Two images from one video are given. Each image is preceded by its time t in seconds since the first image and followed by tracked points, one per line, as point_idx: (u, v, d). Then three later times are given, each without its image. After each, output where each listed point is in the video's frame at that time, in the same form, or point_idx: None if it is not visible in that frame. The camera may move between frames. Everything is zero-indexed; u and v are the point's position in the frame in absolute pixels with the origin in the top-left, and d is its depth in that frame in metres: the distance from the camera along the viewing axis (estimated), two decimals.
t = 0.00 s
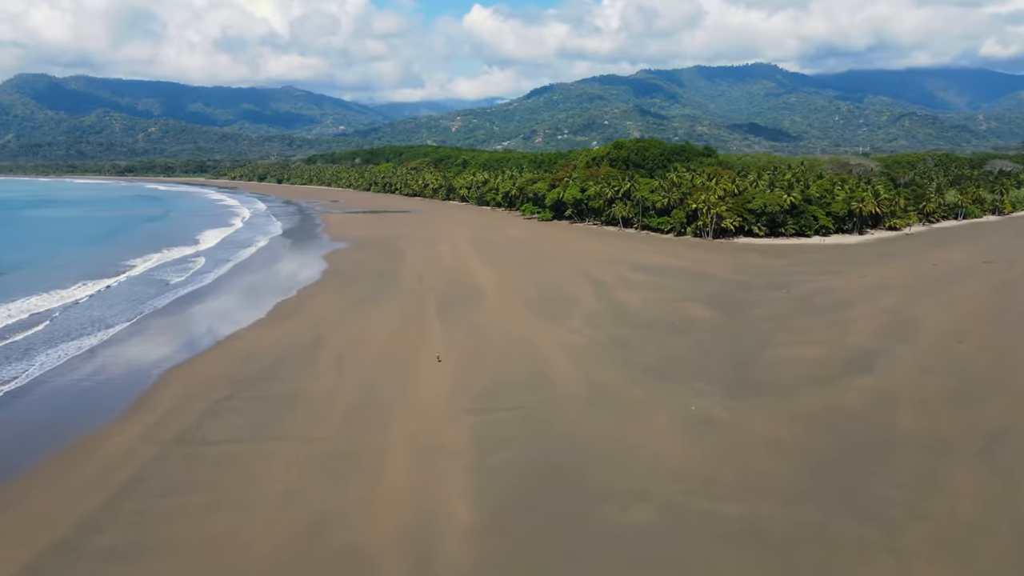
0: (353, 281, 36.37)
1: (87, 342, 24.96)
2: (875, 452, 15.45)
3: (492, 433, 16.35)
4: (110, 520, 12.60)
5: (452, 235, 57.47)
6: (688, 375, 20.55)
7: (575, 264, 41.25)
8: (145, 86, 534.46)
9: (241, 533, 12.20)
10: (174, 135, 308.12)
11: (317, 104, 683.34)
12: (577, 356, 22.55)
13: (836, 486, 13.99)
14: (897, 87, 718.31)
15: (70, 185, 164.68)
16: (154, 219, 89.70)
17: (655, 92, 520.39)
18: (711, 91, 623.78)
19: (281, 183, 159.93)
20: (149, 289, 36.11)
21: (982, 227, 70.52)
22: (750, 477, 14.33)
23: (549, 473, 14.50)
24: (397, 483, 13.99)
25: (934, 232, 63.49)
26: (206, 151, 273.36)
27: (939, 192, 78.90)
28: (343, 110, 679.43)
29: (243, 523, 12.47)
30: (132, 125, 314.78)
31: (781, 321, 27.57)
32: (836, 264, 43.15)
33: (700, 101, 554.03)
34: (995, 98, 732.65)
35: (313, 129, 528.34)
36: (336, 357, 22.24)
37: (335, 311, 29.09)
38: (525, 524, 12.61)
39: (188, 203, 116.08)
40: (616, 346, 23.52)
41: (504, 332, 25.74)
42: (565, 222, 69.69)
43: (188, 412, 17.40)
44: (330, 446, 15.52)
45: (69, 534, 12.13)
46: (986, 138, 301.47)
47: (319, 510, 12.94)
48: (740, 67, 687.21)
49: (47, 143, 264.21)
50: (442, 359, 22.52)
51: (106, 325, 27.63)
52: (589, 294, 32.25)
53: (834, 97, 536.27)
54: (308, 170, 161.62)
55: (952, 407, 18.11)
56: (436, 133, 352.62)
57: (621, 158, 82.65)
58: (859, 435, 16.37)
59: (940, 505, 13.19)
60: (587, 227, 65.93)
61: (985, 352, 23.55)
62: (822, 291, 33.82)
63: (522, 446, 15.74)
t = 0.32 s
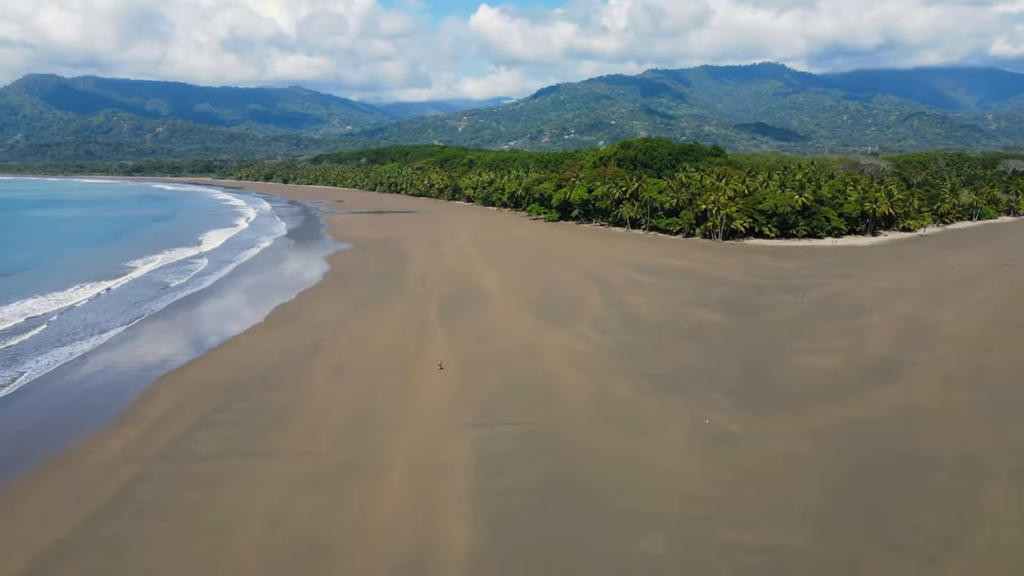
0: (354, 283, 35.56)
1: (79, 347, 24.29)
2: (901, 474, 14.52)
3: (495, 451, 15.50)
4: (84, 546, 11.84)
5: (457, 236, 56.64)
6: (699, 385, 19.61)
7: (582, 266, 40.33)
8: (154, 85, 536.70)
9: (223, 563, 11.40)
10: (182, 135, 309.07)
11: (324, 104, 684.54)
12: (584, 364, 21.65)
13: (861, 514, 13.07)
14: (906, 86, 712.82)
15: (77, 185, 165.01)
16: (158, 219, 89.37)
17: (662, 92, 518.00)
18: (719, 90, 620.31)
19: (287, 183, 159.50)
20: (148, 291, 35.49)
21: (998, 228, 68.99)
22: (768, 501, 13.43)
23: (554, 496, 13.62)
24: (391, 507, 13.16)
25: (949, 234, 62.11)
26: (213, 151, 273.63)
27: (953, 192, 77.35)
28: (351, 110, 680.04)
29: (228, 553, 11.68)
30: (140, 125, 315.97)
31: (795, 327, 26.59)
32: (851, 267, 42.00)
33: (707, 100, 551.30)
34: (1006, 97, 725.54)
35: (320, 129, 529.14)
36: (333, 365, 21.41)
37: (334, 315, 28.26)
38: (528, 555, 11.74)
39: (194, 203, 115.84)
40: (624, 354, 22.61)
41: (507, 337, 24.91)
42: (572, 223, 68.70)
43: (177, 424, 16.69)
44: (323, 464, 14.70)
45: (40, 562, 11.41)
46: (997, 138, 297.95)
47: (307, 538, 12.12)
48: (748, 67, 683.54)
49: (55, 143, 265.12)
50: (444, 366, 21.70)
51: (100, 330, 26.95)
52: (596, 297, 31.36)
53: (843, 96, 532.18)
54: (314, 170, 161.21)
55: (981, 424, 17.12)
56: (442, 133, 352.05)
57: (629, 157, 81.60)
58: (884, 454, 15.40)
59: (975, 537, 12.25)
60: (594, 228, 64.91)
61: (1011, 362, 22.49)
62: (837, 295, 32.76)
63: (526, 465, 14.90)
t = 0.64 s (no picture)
0: (355, 287, 34.76)
1: (69, 355, 23.58)
2: (933, 498, 13.50)
3: (497, 469, 14.62)
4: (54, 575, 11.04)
5: (461, 237, 55.79)
6: (712, 397, 18.66)
7: (589, 269, 39.39)
8: (162, 86, 539.41)
9: None
10: (189, 135, 310.11)
11: (331, 104, 685.78)
12: (591, 373, 20.75)
13: (890, 542, 12.12)
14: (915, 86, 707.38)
15: (83, 185, 165.46)
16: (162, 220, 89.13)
17: (669, 91, 515.77)
18: (726, 89, 617.08)
19: (293, 183, 159.25)
20: (145, 294, 34.81)
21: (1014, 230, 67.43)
22: (788, 527, 12.49)
23: (558, 520, 12.71)
24: (383, 529, 12.29)
25: (965, 235, 60.68)
26: (220, 151, 274.04)
27: (968, 192, 75.83)
28: (357, 110, 680.91)
29: None
30: (148, 125, 317.54)
31: (811, 334, 25.56)
32: (865, 270, 40.84)
33: (714, 100, 548.66)
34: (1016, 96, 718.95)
35: (326, 129, 529.98)
36: (329, 373, 20.53)
37: (334, 320, 27.47)
38: None
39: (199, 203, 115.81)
40: (633, 363, 21.68)
41: (511, 344, 24.02)
42: (579, 224, 67.76)
43: (162, 439, 15.93)
44: (313, 483, 13.85)
45: None
46: (1009, 138, 294.59)
47: (293, 566, 11.26)
48: (755, 66, 680.28)
49: (63, 143, 266.35)
50: (445, 375, 20.86)
51: (92, 335, 26.25)
52: (603, 302, 30.43)
53: (851, 96, 528.53)
54: (320, 170, 160.90)
55: (1013, 440, 16.07)
56: (449, 133, 351.56)
57: (636, 157, 80.59)
58: (911, 474, 14.43)
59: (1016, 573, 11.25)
60: (601, 229, 63.90)
61: None
62: (852, 300, 31.67)
63: (529, 484, 14.03)
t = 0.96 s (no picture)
0: (356, 290, 33.90)
1: (57, 361, 22.79)
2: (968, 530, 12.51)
3: (496, 493, 13.68)
4: None
5: (465, 238, 54.92)
6: (725, 410, 17.69)
7: (595, 272, 38.40)
8: (169, 87, 541.53)
9: None
10: (195, 134, 310.82)
11: (337, 104, 686.78)
12: (598, 385, 19.79)
13: None
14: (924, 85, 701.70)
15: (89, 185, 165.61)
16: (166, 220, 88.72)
17: (676, 91, 513.28)
18: (733, 89, 613.67)
19: (297, 184, 158.79)
20: (141, 296, 34.05)
21: None
22: (811, 562, 11.55)
23: (563, 553, 11.79)
24: (374, 561, 11.41)
25: (980, 237, 59.26)
26: (225, 151, 274.37)
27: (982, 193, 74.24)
28: (364, 111, 681.45)
29: None
30: (154, 125, 318.60)
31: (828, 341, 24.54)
32: (881, 273, 39.65)
33: (721, 99, 545.81)
34: None
35: (332, 129, 530.47)
36: (324, 383, 19.64)
37: (332, 325, 26.62)
38: None
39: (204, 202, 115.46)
40: (641, 373, 20.72)
41: (515, 352, 23.10)
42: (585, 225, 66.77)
43: (144, 455, 15.13)
44: (301, 507, 13.00)
45: None
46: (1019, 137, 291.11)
47: None
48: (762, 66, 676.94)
49: (70, 143, 267.39)
50: (446, 385, 19.94)
51: (83, 339, 25.44)
52: (610, 306, 29.47)
53: (859, 95, 524.62)
54: (325, 170, 160.40)
55: None
56: (454, 133, 350.84)
57: (643, 157, 79.48)
58: (940, 503, 13.42)
59: None
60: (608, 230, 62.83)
61: None
62: (869, 305, 30.58)
63: (529, 511, 13.08)
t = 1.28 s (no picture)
0: (355, 294, 33.04)
1: (44, 369, 22.00)
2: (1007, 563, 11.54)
3: (495, 518, 12.77)
4: None
5: (469, 240, 54.08)
6: (740, 426, 16.73)
7: (602, 275, 37.43)
8: (175, 87, 543.34)
9: None
10: (201, 135, 311.34)
11: (343, 104, 687.54)
12: (605, 398, 18.86)
13: None
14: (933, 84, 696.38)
15: (92, 186, 165.43)
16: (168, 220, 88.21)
17: (681, 91, 510.78)
18: (739, 88, 610.52)
19: (302, 184, 158.25)
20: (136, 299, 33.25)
21: None
22: None
23: None
24: None
25: (996, 239, 57.83)
26: (231, 151, 274.60)
27: (997, 193, 72.66)
28: (369, 111, 681.83)
29: None
30: (161, 125, 319.53)
31: (845, 349, 23.52)
32: (897, 276, 38.43)
33: (727, 99, 543.21)
34: None
35: (338, 129, 530.63)
36: (319, 395, 18.79)
37: (329, 332, 25.76)
38: None
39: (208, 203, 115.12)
40: (650, 385, 19.78)
41: (518, 361, 22.18)
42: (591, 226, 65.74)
43: (124, 475, 14.31)
44: (288, 532, 12.17)
45: None
46: None
47: None
48: (768, 66, 673.98)
49: (77, 143, 268.31)
50: (446, 397, 19.04)
51: (72, 345, 24.64)
52: (617, 312, 28.54)
53: (866, 95, 521.02)
54: (329, 170, 159.84)
55: None
56: (459, 133, 350.00)
57: (650, 157, 78.38)
58: (977, 529, 12.47)
59: None
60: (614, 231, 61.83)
61: None
62: (886, 311, 29.48)
63: (531, 538, 12.17)
